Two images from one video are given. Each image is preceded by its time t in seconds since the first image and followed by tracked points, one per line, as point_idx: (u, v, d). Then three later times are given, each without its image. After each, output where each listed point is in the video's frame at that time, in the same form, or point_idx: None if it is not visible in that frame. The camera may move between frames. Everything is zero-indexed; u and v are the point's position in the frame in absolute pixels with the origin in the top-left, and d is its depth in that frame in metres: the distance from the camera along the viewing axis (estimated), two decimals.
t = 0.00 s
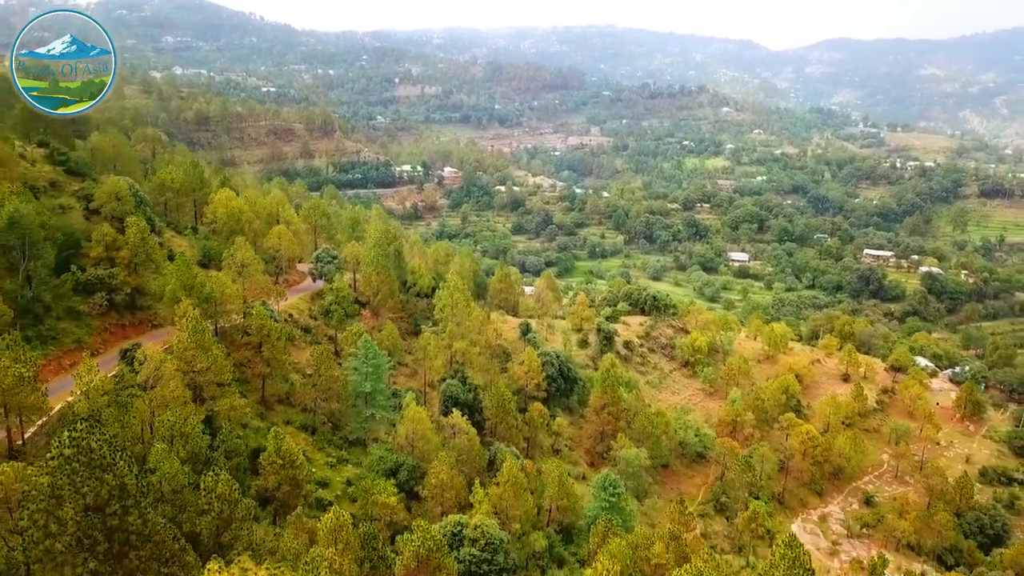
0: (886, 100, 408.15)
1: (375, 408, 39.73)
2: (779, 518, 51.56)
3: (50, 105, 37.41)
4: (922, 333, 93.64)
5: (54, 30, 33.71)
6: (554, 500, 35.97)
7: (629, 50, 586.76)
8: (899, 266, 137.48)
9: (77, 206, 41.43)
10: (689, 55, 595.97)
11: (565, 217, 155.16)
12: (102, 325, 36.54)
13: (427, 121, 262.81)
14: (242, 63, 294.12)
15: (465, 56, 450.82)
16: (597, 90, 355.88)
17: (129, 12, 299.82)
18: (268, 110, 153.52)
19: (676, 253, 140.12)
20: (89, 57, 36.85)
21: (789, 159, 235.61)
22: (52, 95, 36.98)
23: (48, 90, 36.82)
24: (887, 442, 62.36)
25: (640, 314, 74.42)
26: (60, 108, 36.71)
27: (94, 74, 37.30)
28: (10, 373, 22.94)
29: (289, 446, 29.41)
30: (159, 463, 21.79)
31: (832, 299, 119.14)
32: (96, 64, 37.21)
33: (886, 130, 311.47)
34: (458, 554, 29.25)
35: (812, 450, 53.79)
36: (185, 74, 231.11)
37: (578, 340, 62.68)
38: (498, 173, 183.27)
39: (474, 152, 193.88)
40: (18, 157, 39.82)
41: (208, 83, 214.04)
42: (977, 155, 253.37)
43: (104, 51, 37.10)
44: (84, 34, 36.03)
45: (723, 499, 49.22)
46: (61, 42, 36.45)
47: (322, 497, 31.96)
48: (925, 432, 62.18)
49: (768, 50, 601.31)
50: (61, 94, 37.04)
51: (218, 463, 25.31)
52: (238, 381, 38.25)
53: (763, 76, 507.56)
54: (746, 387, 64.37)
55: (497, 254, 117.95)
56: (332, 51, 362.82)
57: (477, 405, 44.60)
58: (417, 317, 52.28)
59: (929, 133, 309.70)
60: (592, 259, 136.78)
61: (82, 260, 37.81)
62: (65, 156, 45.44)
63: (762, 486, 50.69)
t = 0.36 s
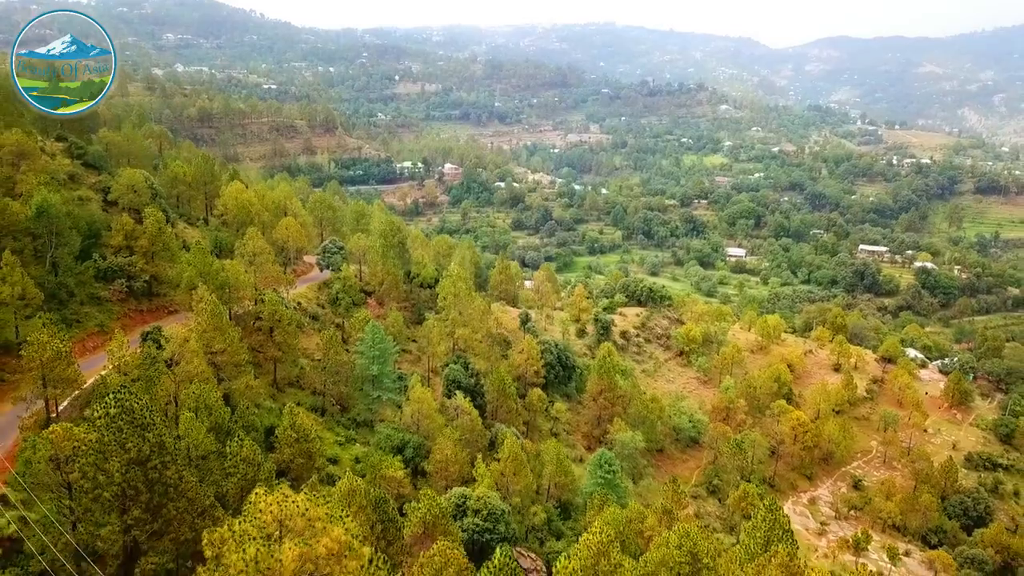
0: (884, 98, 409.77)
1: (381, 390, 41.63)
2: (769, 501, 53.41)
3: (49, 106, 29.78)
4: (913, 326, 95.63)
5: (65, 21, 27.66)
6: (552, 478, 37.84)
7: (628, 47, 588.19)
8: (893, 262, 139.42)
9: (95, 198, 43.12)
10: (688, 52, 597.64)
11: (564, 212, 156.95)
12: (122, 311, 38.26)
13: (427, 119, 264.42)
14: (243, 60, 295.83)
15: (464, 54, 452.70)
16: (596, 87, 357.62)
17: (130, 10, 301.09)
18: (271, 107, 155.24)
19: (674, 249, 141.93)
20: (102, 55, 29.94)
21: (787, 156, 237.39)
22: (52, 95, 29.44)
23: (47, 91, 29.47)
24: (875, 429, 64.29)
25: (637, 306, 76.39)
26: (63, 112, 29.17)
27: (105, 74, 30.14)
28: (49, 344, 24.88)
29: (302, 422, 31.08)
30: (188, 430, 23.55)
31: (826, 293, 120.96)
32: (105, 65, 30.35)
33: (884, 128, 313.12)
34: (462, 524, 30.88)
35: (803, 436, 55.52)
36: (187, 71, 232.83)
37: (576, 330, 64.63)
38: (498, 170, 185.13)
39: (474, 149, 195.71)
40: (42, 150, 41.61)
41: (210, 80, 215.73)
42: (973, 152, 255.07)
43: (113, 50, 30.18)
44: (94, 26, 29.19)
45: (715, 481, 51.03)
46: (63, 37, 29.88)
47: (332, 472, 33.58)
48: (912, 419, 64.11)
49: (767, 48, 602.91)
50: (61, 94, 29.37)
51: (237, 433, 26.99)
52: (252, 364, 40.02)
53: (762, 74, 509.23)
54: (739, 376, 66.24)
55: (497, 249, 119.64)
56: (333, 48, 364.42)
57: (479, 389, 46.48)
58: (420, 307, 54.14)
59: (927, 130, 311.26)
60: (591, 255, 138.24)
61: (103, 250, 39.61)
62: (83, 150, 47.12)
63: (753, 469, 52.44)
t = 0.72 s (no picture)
0: (883, 96, 411.41)
1: (387, 373, 43.45)
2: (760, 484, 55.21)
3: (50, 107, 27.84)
4: (905, 319, 97.57)
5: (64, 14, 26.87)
6: (550, 456, 39.67)
7: (628, 45, 589.57)
8: (887, 257, 141.17)
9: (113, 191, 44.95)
10: (687, 50, 599.23)
11: (564, 208, 158.68)
12: (140, 297, 40.06)
13: (427, 116, 266.08)
14: (244, 58, 297.45)
15: (464, 51, 454.26)
16: (595, 85, 359.25)
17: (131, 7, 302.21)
18: (273, 104, 156.99)
19: (672, 244, 143.58)
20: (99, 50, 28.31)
21: (785, 153, 239.23)
22: (52, 95, 27.62)
23: (47, 90, 27.66)
24: (865, 417, 66.17)
25: (634, 297, 78.28)
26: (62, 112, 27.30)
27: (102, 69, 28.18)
28: (83, 326, 26.80)
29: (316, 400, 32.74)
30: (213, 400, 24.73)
31: (821, 287, 122.61)
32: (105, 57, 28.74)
33: (881, 125, 314.98)
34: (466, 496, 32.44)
35: (793, 422, 57.33)
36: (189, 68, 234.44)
37: (574, 321, 66.50)
38: (498, 166, 186.94)
39: (475, 146, 197.36)
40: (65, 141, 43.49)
41: (212, 77, 217.41)
42: (970, 150, 256.84)
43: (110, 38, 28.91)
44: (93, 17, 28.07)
45: (708, 465, 52.81)
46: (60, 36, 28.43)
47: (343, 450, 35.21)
48: (900, 407, 66.02)
49: (766, 46, 604.55)
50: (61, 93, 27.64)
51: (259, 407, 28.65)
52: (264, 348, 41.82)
53: (761, 71, 510.78)
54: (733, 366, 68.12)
55: (497, 243, 121.31)
56: (333, 46, 365.82)
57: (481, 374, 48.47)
58: (423, 296, 56.00)
59: (925, 128, 313.05)
60: (589, 250, 139.53)
61: (121, 240, 41.47)
62: (99, 145, 48.88)
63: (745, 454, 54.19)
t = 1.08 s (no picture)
0: (882, 94, 413.00)
1: (391, 359, 45.29)
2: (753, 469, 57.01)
3: (48, 106, 27.22)
4: (898, 312, 99.46)
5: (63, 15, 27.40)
6: (549, 438, 41.52)
7: (628, 43, 590.91)
8: (882, 253, 143.01)
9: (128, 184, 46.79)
10: (687, 48, 600.60)
11: (563, 205, 160.43)
12: (157, 285, 41.76)
13: (428, 114, 267.57)
14: (245, 57, 298.67)
15: (465, 50, 455.98)
16: (595, 83, 360.82)
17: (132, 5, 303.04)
18: (275, 102, 158.54)
19: (670, 240, 145.31)
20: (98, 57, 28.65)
21: (782, 151, 241.02)
22: (52, 96, 27.30)
23: (47, 91, 27.38)
24: (855, 405, 68.05)
25: (631, 290, 80.19)
26: (63, 111, 26.81)
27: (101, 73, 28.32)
28: (112, 308, 28.64)
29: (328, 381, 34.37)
30: (235, 374, 26.35)
31: (816, 282, 124.37)
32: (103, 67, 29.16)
33: (880, 123, 316.61)
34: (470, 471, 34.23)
35: (785, 409, 59.12)
36: (190, 66, 236.06)
37: (573, 312, 68.41)
38: (497, 163, 188.78)
39: (475, 143, 199.01)
40: (83, 136, 45.24)
41: (213, 75, 218.89)
42: (968, 148, 258.39)
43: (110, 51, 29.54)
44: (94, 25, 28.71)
45: (702, 450, 54.57)
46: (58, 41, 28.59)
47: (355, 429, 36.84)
48: (889, 395, 67.86)
49: (765, 45, 606.08)
50: (62, 93, 27.28)
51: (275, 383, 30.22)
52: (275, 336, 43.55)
53: (761, 70, 512.54)
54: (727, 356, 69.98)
55: (497, 239, 123.07)
56: (334, 44, 367.13)
57: (482, 361, 50.29)
58: (426, 288, 57.82)
59: (923, 126, 314.73)
60: (589, 246, 141.18)
61: (138, 231, 43.27)
62: (113, 140, 50.62)
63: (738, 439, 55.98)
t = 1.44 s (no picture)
0: (880, 93, 414.83)
1: (396, 345, 47.08)
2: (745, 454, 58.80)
3: (49, 107, 24.75)
4: (891, 306, 101.32)
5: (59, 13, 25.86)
6: (546, 420, 43.31)
7: (627, 42, 592.23)
8: (877, 249, 144.86)
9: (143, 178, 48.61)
10: (686, 46, 601.81)
11: (562, 202, 162.21)
12: (172, 274, 43.52)
13: (428, 112, 269.13)
14: (245, 54, 299.99)
15: (464, 48, 457.69)
16: (594, 81, 362.15)
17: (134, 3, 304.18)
18: (278, 99, 160.28)
19: (667, 237, 147.14)
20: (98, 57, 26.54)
21: (780, 149, 242.82)
22: (52, 96, 24.79)
23: (46, 92, 24.88)
24: (846, 395, 69.95)
25: (628, 283, 82.12)
26: (67, 112, 24.39)
27: (104, 75, 26.22)
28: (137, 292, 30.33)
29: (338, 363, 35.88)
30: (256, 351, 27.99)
31: (811, 277, 126.12)
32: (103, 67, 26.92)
33: (877, 121, 318.29)
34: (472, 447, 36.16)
35: (777, 397, 60.90)
36: (192, 64, 237.67)
37: (571, 303, 70.30)
38: (497, 161, 190.58)
39: (474, 141, 200.81)
40: (100, 129, 47.28)
41: (215, 73, 220.40)
42: (964, 146, 259.98)
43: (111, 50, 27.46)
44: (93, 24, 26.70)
45: (695, 435, 56.37)
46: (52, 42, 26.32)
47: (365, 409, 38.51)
48: (879, 385, 69.61)
49: (764, 43, 607.51)
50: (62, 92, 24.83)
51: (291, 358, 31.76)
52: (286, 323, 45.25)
53: (759, 68, 514.09)
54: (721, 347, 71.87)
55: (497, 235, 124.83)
56: (334, 43, 368.57)
57: (483, 349, 52.11)
58: (429, 279, 59.67)
59: (921, 125, 316.34)
60: (588, 242, 142.71)
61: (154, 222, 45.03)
62: (128, 135, 52.37)
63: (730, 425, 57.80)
